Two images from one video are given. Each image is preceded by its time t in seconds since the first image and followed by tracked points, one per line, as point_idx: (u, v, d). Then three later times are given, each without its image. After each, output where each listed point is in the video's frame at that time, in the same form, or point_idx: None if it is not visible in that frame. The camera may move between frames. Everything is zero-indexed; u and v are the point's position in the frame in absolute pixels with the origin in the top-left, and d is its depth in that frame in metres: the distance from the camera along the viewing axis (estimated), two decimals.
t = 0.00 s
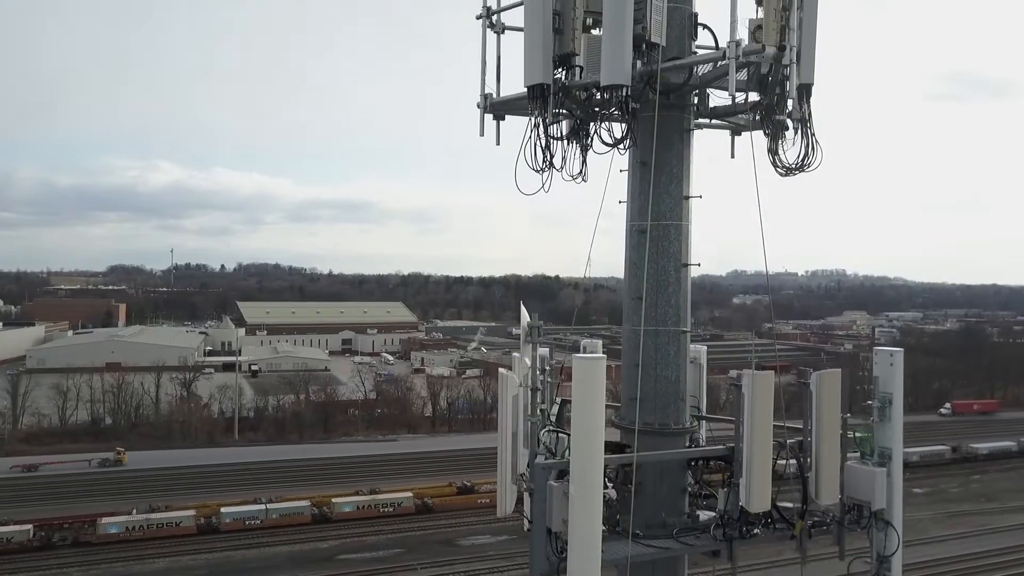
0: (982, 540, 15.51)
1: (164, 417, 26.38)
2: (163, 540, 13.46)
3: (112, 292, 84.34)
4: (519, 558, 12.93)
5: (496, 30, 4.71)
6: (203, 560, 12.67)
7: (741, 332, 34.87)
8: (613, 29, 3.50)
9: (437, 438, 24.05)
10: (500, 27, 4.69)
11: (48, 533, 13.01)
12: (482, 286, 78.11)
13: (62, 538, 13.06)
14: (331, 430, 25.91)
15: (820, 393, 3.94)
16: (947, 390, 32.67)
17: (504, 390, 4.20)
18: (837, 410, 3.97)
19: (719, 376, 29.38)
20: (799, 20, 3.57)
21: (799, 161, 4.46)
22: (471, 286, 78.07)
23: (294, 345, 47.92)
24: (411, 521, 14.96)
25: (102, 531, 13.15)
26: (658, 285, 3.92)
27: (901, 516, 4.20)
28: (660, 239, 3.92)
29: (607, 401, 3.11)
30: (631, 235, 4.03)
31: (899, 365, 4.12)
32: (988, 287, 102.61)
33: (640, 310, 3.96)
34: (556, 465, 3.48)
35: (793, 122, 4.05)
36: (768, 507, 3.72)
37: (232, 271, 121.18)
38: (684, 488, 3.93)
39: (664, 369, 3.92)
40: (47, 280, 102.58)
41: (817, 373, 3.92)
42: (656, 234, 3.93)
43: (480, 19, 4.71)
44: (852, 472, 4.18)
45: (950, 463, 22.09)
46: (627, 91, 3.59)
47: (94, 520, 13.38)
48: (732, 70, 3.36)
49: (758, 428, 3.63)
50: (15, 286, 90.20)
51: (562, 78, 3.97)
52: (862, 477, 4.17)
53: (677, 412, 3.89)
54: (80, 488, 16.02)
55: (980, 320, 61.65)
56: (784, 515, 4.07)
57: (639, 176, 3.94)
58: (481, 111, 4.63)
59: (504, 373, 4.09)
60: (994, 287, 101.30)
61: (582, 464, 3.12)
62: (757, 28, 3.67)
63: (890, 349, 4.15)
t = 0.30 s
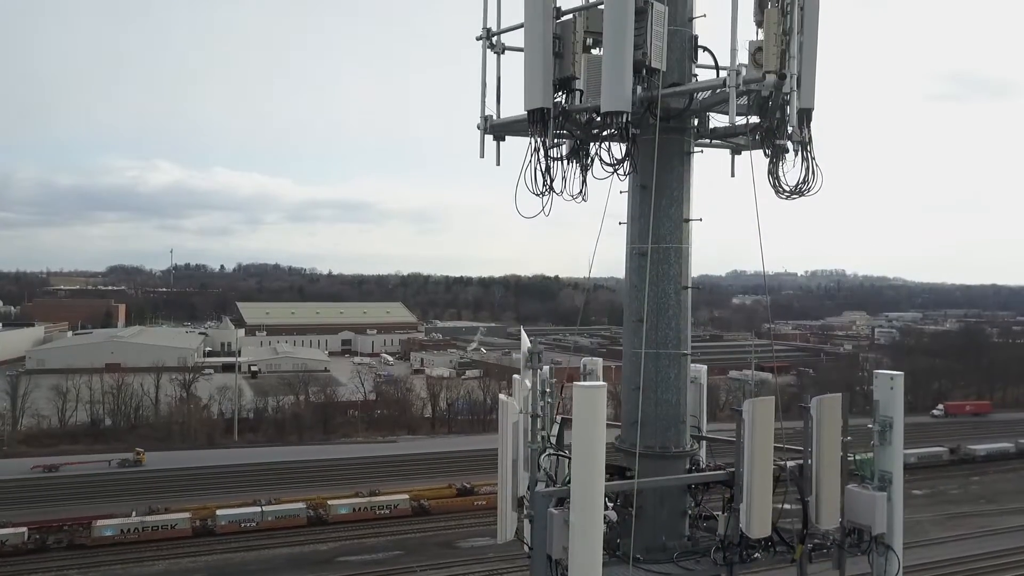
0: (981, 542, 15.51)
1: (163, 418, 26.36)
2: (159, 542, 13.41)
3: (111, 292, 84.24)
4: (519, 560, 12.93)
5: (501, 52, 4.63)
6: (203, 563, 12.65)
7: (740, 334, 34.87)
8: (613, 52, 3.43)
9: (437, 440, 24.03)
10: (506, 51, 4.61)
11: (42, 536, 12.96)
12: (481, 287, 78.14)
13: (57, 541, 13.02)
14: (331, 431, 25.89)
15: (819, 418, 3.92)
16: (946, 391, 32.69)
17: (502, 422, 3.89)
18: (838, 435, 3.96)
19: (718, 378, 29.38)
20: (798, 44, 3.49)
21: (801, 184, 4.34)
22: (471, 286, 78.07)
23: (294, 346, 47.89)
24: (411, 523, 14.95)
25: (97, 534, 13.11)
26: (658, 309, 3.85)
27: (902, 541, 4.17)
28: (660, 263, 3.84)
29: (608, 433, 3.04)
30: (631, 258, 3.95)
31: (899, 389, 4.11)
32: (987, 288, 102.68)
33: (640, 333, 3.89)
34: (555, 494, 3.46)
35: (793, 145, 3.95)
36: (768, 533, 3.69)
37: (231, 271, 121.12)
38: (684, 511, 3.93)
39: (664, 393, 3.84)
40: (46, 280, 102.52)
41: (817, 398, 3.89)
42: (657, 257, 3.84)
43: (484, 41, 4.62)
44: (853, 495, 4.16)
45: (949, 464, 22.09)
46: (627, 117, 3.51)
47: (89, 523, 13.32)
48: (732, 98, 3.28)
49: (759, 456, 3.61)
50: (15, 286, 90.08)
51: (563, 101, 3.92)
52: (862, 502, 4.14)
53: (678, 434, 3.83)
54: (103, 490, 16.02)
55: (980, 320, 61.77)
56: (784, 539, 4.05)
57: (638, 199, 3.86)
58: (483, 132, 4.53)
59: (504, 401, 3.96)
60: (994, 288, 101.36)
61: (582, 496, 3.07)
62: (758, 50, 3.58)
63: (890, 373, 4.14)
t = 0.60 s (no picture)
0: (981, 544, 15.50)
1: (163, 420, 26.36)
2: (154, 544, 13.41)
3: (111, 292, 84.21)
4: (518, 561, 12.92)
5: (503, 73, 4.45)
6: (200, 565, 12.64)
7: (740, 335, 34.87)
8: (613, 76, 3.37)
9: (437, 441, 24.01)
10: (506, 72, 4.46)
11: (36, 539, 12.95)
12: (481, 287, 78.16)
13: (52, 544, 13.02)
14: (331, 432, 25.88)
15: (819, 440, 3.88)
16: (946, 392, 32.71)
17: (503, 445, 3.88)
18: (836, 457, 3.93)
19: (717, 378, 29.41)
20: (799, 67, 3.34)
21: (802, 208, 4.21)
22: (471, 287, 78.09)
23: (294, 347, 47.88)
24: (410, 525, 14.94)
25: (92, 536, 13.06)
26: (659, 331, 3.79)
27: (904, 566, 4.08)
28: (660, 286, 3.79)
29: (608, 463, 3.04)
30: (631, 280, 3.89)
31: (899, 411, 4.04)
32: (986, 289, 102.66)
33: (640, 355, 3.84)
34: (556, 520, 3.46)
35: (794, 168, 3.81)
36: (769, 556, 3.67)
37: (231, 272, 121.01)
38: (684, 533, 3.90)
39: (664, 415, 3.78)
40: (46, 281, 102.45)
41: (817, 422, 3.86)
42: (657, 279, 3.79)
43: (483, 62, 4.48)
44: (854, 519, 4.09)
45: (947, 466, 22.08)
46: (628, 143, 3.44)
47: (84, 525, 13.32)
48: (733, 126, 3.19)
49: (758, 481, 3.60)
50: (15, 287, 90.02)
51: (563, 124, 3.86)
52: (861, 525, 4.07)
53: (678, 458, 3.78)
54: (127, 491, 16.02)
55: (979, 321, 61.75)
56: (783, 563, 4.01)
57: (639, 222, 3.81)
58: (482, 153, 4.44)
59: (505, 427, 3.92)
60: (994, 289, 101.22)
61: (584, 525, 3.05)
62: (758, 73, 3.49)
63: (890, 396, 4.07)
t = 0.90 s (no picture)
0: (981, 545, 15.51)
1: (163, 421, 26.33)
2: (150, 546, 13.40)
3: (110, 292, 84.12)
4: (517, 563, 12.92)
5: (502, 92, 4.39)
6: (198, 567, 12.62)
7: (740, 336, 34.87)
8: (613, 101, 3.35)
9: (437, 442, 23.98)
10: (506, 92, 4.40)
11: (31, 541, 12.93)
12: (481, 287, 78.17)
13: (46, 547, 12.99)
14: (331, 433, 25.84)
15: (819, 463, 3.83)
16: (945, 392, 32.71)
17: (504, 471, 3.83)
18: (836, 480, 3.87)
19: (716, 379, 29.40)
20: (797, 91, 3.27)
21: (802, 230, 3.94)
22: (470, 287, 78.10)
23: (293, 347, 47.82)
24: (409, 527, 14.93)
25: (87, 539, 13.08)
26: (660, 354, 3.75)
27: None
28: (662, 309, 3.75)
29: (608, 491, 3.03)
30: (632, 302, 3.86)
31: (901, 435, 3.97)
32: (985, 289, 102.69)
33: (641, 378, 3.81)
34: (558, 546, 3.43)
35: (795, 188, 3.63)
36: None
37: (230, 272, 120.92)
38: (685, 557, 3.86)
39: (665, 439, 3.75)
40: (46, 282, 102.34)
41: (818, 445, 3.81)
42: (659, 302, 3.75)
43: (481, 81, 4.43)
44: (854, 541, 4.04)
45: (946, 467, 22.06)
46: (628, 168, 3.40)
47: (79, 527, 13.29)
48: (734, 152, 3.17)
49: (759, 505, 3.58)
50: (14, 287, 89.91)
51: (563, 146, 3.82)
52: (861, 547, 4.01)
53: (679, 480, 3.75)
54: (148, 491, 16.05)
55: (979, 320, 61.80)
56: None
57: (639, 244, 3.78)
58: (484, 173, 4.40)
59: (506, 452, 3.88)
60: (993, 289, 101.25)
61: (585, 552, 3.05)
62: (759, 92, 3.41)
63: (891, 418, 4.00)
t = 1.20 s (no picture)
0: (981, 547, 15.52)
1: (163, 422, 26.30)
2: (146, 548, 13.38)
3: (110, 292, 84.07)
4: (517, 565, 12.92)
5: (503, 111, 4.37)
6: (196, 568, 12.62)
7: (739, 338, 34.87)
8: (615, 124, 3.33)
9: (437, 443, 23.95)
10: (507, 109, 4.38)
11: (26, 543, 12.91)
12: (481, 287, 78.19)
13: (41, 549, 12.96)
14: (330, 434, 25.81)
15: (821, 487, 3.79)
16: (945, 393, 32.73)
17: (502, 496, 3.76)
18: (838, 503, 3.84)
19: (715, 380, 29.39)
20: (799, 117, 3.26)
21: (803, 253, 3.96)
22: (470, 287, 78.11)
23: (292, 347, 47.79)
24: (408, 529, 14.94)
25: (82, 541, 13.06)
26: (660, 375, 3.72)
27: None
28: (664, 331, 3.73)
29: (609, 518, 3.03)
30: (633, 324, 3.84)
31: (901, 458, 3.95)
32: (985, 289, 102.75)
33: (642, 399, 3.78)
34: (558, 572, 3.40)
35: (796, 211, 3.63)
36: None
37: (230, 273, 120.90)
38: None
39: (665, 460, 3.73)
40: (46, 282, 102.20)
41: (818, 469, 3.78)
42: (660, 324, 3.72)
43: (482, 100, 4.40)
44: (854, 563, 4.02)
45: (944, 468, 22.04)
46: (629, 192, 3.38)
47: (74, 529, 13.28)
48: (733, 178, 3.17)
49: (759, 529, 3.55)
50: (13, 288, 89.81)
51: (564, 168, 3.81)
52: (862, 569, 4.00)
53: (680, 502, 3.73)
54: (168, 492, 16.07)
55: (979, 321, 61.82)
56: None
57: (640, 267, 3.76)
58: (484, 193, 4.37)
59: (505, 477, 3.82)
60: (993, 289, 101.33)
61: None
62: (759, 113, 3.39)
63: (892, 442, 3.98)
